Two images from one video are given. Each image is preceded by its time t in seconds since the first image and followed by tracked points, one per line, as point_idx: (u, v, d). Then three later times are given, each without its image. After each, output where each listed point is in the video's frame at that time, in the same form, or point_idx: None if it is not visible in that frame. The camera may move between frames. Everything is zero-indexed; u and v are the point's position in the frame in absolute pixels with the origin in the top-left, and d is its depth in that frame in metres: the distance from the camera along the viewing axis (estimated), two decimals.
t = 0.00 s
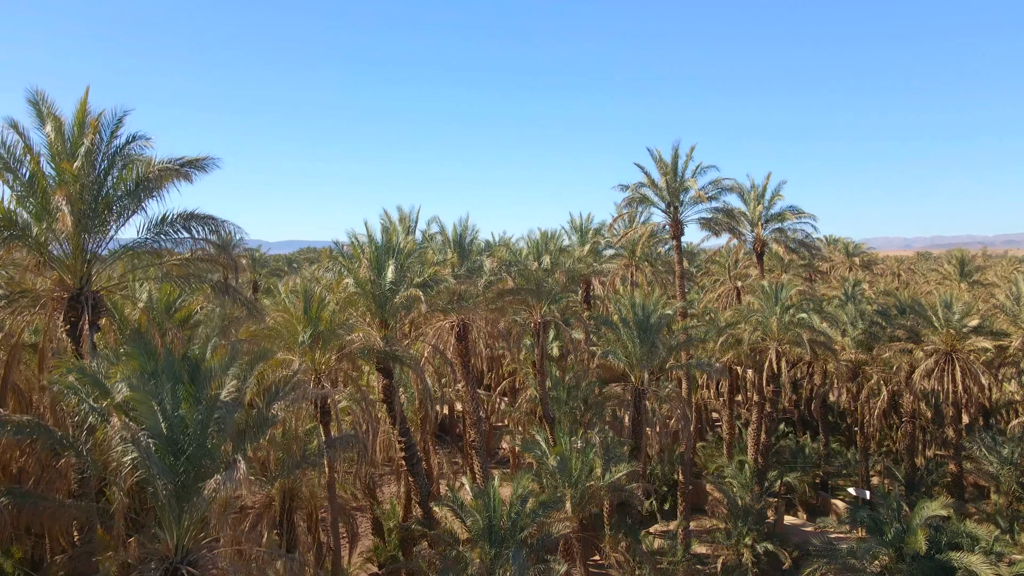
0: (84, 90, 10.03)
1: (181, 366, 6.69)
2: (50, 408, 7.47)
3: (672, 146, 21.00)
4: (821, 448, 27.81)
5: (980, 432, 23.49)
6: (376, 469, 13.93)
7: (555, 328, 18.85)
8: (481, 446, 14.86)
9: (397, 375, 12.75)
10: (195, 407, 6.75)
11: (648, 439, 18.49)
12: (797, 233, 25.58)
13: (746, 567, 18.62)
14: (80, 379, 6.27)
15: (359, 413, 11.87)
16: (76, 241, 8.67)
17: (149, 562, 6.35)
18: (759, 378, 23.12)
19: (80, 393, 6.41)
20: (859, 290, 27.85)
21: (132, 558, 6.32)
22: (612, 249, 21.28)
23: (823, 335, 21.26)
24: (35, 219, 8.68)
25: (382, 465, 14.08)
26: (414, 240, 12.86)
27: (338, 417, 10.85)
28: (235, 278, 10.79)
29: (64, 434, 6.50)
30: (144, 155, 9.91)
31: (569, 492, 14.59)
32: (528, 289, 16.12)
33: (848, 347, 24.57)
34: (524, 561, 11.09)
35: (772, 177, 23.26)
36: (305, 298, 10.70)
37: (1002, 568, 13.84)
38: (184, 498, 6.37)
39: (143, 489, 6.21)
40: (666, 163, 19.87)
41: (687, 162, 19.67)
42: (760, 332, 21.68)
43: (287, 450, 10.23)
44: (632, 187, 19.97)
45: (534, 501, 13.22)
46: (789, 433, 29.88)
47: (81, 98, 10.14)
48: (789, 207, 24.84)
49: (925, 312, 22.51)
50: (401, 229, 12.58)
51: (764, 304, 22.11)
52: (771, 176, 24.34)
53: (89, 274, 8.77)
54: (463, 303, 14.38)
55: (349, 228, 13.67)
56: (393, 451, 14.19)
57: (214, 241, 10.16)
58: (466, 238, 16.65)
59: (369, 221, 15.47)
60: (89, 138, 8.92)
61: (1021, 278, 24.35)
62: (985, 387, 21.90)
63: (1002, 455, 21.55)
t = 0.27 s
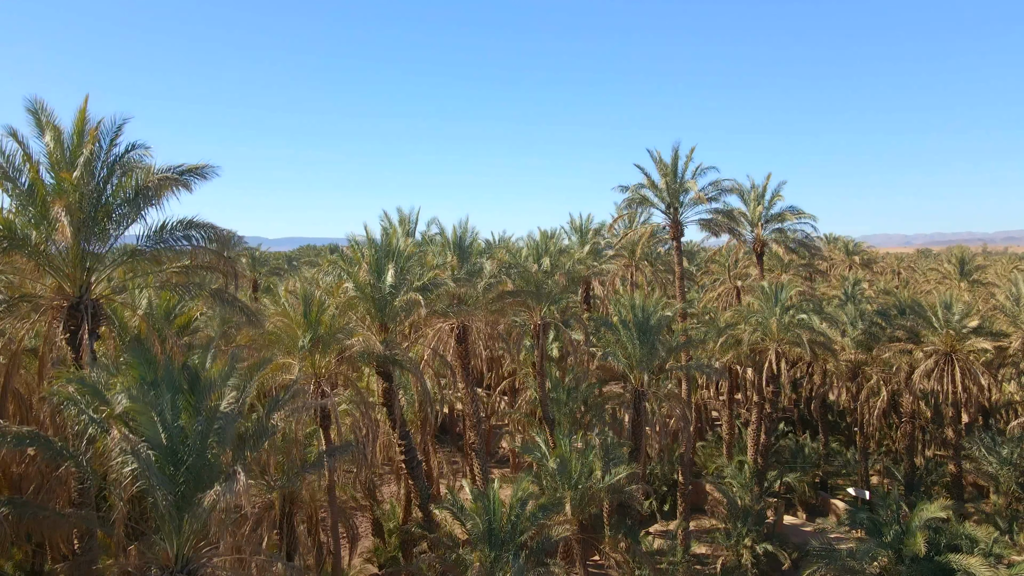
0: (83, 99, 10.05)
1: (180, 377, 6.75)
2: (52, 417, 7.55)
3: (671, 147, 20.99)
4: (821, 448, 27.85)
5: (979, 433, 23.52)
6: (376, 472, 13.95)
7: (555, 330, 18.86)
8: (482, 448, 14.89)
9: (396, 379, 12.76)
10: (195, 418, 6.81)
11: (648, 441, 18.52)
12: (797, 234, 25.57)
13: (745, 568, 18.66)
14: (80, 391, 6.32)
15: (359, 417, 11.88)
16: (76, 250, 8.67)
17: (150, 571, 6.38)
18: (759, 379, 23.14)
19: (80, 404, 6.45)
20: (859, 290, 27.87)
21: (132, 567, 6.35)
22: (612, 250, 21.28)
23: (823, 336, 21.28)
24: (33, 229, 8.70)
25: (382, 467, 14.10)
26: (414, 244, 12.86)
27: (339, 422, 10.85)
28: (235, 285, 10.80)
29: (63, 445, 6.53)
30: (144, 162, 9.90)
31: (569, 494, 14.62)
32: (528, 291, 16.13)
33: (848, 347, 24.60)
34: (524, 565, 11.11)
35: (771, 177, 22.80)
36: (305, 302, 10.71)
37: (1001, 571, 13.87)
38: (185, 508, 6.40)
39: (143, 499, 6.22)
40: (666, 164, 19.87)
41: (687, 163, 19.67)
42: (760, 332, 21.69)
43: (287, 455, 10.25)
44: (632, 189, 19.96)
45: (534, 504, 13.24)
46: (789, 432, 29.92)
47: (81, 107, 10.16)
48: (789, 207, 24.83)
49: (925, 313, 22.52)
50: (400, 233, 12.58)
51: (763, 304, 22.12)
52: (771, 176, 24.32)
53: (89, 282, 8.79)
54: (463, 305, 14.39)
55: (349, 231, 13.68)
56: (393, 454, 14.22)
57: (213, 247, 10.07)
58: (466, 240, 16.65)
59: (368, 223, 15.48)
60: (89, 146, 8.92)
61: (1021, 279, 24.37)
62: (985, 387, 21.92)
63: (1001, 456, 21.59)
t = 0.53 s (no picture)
0: (83, 107, 10.07)
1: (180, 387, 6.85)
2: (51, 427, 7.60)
3: (672, 148, 20.97)
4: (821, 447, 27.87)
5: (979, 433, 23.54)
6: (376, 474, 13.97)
7: (555, 331, 18.86)
8: (481, 450, 14.90)
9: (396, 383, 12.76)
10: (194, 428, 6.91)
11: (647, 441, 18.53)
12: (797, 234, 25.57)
13: (745, 569, 18.69)
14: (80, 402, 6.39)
15: (359, 420, 11.90)
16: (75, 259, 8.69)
17: None
18: (758, 380, 23.16)
19: (80, 415, 6.52)
20: (859, 290, 27.87)
21: None
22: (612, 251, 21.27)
23: (822, 337, 21.29)
24: (33, 238, 8.71)
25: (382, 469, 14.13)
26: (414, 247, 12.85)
27: (338, 426, 10.87)
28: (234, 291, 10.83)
29: (63, 455, 6.57)
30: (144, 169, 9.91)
31: (568, 495, 14.64)
32: (528, 293, 16.15)
33: (847, 348, 24.62)
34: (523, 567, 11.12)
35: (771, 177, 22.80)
36: (305, 307, 10.72)
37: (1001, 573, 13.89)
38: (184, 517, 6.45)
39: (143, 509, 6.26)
40: (666, 165, 19.86)
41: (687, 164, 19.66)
42: (760, 333, 21.69)
43: (286, 459, 10.27)
44: (632, 190, 19.95)
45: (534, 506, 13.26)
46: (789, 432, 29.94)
47: (81, 116, 10.19)
48: (789, 207, 24.82)
49: (925, 313, 22.51)
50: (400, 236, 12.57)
51: (763, 305, 22.12)
52: (771, 176, 24.28)
53: (88, 291, 8.83)
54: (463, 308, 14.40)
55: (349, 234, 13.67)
56: (393, 456, 14.23)
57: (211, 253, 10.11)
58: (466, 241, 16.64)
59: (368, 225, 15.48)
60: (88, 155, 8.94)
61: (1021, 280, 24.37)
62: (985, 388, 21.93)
63: (1001, 456, 21.60)
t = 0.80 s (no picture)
0: (82, 116, 10.09)
1: (179, 398, 6.91)
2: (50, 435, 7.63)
3: (672, 149, 20.98)
4: (821, 447, 27.91)
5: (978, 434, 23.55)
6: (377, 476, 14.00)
7: (555, 332, 18.89)
8: (481, 452, 14.91)
9: (396, 387, 12.78)
10: (194, 438, 6.97)
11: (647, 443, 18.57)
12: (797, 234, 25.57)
13: (744, 569, 18.72)
14: (81, 413, 6.44)
15: (357, 424, 11.92)
16: (76, 269, 8.70)
17: None
18: (758, 380, 23.17)
19: (81, 426, 6.57)
20: (859, 290, 27.87)
21: None
22: (612, 251, 21.28)
23: (822, 338, 21.30)
24: (33, 247, 8.74)
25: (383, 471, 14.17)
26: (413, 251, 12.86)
27: (339, 430, 10.88)
28: (234, 296, 10.83)
29: (64, 465, 6.61)
30: (144, 176, 9.89)
31: (568, 497, 14.67)
32: (529, 295, 16.19)
33: (847, 348, 24.63)
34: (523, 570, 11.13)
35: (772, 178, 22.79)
36: (305, 311, 10.74)
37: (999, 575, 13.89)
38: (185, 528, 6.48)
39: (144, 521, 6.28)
40: (666, 166, 19.85)
41: (687, 165, 19.67)
42: (760, 333, 21.71)
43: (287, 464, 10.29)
44: (632, 191, 19.95)
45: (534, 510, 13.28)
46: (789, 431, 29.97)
47: (81, 124, 10.21)
48: (789, 207, 24.82)
49: (924, 313, 22.51)
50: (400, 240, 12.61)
51: (763, 305, 22.11)
52: (771, 176, 24.23)
53: (89, 299, 8.88)
54: (462, 311, 14.42)
55: (350, 238, 13.70)
56: (393, 459, 14.27)
57: (211, 261, 10.13)
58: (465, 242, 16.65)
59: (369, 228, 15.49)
60: (86, 164, 8.92)
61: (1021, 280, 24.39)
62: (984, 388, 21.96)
63: (1000, 457, 21.62)
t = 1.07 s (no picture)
0: (82, 122, 10.10)
1: (179, 409, 6.94)
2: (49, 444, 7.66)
3: (672, 150, 20.98)
4: (820, 447, 27.94)
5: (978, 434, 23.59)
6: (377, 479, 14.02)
7: (555, 333, 18.91)
8: (481, 454, 14.92)
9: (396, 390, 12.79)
10: (195, 448, 7.00)
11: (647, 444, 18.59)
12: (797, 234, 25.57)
13: (744, 570, 18.74)
14: (80, 423, 6.47)
15: (357, 428, 11.92)
16: (76, 278, 8.73)
17: None
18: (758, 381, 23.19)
19: (82, 437, 6.60)
20: (859, 290, 27.85)
21: None
22: (612, 252, 21.29)
23: (822, 338, 21.32)
24: (34, 255, 8.77)
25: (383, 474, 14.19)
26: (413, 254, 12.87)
27: (339, 434, 10.89)
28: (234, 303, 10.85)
29: (65, 476, 6.64)
30: (144, 183, 9.88)
31: (568, 498, 14.69)
32: (529, 297, 16.20)
33: (847, 348, 24.63)
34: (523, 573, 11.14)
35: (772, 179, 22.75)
36: (305, 316, 10.75)
37: None
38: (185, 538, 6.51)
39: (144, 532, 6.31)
40: (666, 167, 19.82)
41: (687, 166, 19.66)
42: (759, 334, 21.72)
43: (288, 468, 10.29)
44: (632, 192, 19.95)
45: (534, 512, 13.30)
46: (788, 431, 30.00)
47: (80, 130, 10.23)
48: (789, 207, 24.81)
49: (922, 313, 22.43)
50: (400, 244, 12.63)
51: (763, 306, 22.12)
52: (771, 175, 23.50)
53: (88, 307, 8.92)
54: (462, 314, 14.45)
55: (350, 241, 13.72)
56: (394, 461, 14.29)
57: (211, 269, 10.15)
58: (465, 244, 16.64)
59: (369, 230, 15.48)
60: (86, 173, 8.93)
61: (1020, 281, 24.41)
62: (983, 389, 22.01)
63: (999, 457, 21.65)
